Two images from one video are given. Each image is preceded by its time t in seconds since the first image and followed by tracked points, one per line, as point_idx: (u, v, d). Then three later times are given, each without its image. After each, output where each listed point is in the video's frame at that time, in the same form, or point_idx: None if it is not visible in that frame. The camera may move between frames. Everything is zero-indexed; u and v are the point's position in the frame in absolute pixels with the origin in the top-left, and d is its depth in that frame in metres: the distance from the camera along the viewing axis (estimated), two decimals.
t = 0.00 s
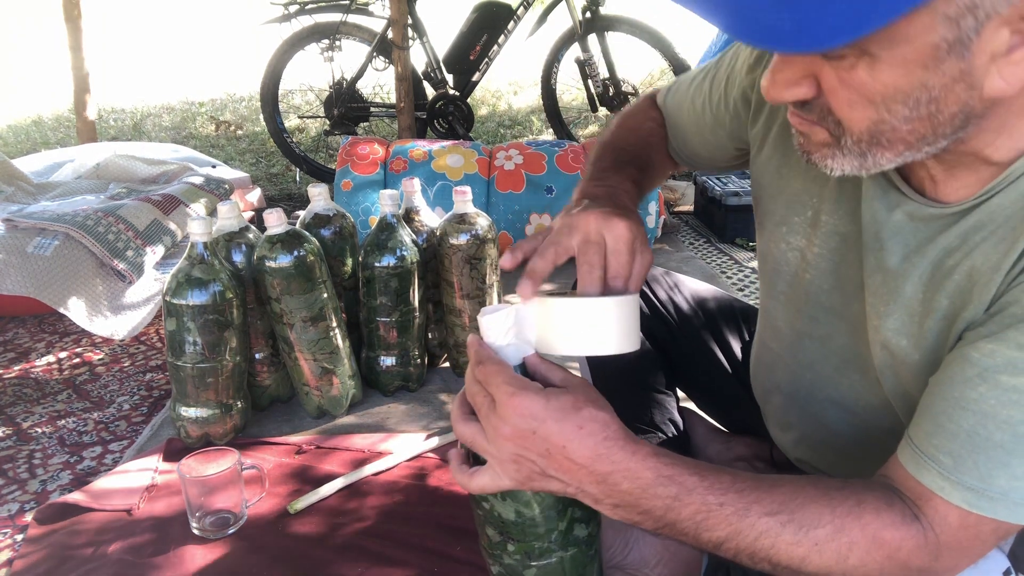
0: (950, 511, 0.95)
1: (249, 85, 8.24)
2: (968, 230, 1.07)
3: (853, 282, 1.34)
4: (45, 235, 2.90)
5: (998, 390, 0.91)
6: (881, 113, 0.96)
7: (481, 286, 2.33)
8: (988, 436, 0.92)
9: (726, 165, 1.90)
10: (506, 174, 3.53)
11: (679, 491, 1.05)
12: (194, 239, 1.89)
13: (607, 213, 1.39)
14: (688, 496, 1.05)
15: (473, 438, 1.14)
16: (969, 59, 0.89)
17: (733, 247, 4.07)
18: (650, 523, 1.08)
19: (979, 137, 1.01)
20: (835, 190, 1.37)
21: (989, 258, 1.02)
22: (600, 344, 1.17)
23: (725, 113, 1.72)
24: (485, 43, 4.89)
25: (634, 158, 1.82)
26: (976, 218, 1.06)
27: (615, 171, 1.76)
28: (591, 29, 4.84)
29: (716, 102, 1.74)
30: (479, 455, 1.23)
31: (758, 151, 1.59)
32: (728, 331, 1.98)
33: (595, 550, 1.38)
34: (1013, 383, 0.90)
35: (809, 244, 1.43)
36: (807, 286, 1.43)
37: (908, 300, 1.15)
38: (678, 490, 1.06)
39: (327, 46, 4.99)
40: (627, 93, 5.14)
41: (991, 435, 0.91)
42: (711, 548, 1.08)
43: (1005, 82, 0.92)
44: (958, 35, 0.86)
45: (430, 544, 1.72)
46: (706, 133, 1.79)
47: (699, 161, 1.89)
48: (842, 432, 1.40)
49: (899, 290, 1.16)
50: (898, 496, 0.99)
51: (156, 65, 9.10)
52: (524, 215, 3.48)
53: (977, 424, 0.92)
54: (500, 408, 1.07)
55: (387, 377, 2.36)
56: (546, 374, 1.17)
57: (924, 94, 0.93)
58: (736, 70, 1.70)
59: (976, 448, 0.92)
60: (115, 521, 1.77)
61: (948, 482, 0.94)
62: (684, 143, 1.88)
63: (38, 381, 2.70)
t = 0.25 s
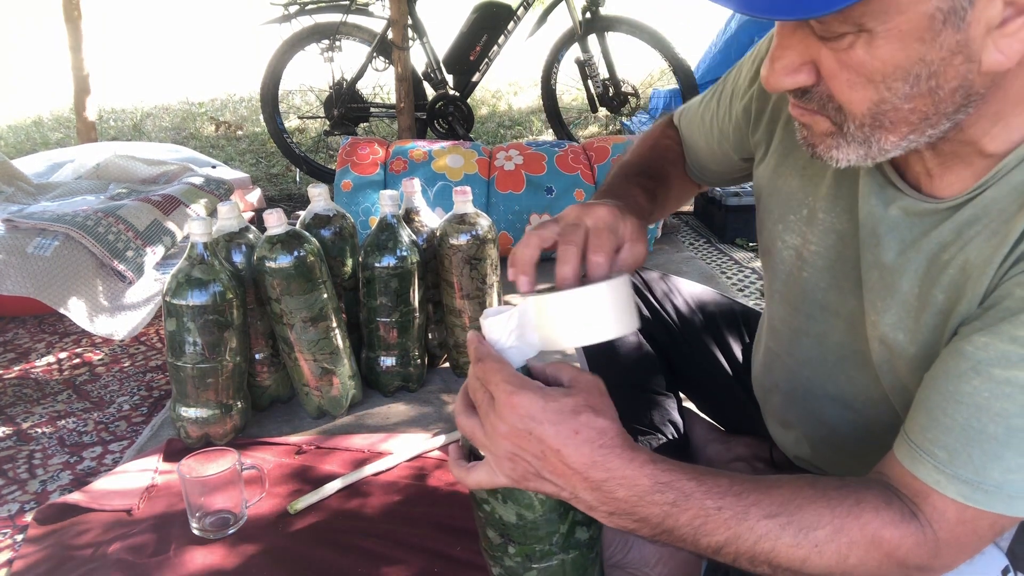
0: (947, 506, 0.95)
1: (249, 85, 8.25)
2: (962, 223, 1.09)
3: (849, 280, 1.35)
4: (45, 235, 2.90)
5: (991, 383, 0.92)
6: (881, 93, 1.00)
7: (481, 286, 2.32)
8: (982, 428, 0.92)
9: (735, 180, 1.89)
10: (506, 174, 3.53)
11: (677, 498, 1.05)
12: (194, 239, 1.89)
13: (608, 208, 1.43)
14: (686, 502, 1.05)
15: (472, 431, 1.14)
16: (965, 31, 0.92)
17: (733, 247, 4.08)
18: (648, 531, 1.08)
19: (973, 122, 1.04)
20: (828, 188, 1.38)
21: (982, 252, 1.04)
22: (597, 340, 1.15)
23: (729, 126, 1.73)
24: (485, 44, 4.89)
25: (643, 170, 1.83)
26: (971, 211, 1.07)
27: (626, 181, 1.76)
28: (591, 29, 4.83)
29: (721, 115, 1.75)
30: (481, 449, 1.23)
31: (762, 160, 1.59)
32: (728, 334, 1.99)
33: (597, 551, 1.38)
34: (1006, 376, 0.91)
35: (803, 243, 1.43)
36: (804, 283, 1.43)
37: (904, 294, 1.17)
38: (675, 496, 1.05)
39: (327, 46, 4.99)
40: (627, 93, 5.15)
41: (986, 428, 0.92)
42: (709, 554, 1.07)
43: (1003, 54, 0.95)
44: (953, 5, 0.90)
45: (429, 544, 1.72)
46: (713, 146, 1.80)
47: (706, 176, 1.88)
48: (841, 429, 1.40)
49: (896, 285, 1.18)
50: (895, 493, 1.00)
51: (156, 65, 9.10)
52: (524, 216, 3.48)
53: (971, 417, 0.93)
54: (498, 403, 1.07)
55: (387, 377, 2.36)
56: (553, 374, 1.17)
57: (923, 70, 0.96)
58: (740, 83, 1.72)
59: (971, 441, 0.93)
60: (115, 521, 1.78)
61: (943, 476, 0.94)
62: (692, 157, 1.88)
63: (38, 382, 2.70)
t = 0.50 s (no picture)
0: (941, 500, 0.95)
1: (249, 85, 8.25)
2: (958, 219, 1.09)
3: (848, 277, 1.35)
4: (45, 235, 2.90)
5: (986, 376, 0.93)
6: (882, 82, 1.03)
7: (481, 286, 2.32)
8: (977, 420, 0.93)
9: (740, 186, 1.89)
10: (506, 174, 3.53)
11: (669, 485, 1.04)
12: (194, 239, 1.89)
13: (588, 222, 1.47)
14: (678, 489, 1.04)
15: (466, 417, 1.12)
16: (963, 17, 0.94)
17: (733, 247, 4.09)
18: (639, 519, 1.07)
19: (973, 115, 1.06)
20: (827, 186, 1.38)
21: (977, 247, 1.05)
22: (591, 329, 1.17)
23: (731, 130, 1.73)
24: (485, 44, 4.89)
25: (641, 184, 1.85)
26: (966, 207, 1.08)
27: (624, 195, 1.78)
28: (592, 29, 4.83)
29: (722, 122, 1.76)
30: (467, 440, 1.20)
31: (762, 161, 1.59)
32: (727, 335, 1.98)
33: (605, 555, 1.38)
34: (1001, 368, 0.92)
35: (801, 241, 1.43)
36: (803, 281, 1.43)
37: (902, 290, 1.18)
38: (667, 484, 1.05)
39: (327, 46, 4.99)
40: (627, 93, 5.15)
41: (980, 420, 0.93)
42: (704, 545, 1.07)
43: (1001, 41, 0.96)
44: None
45: (428, 543, 1.71)
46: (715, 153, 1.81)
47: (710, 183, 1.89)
48: (840, 426, 1.40)
49: (893, 282, 1.19)
50: (889, 488, 1.00)
51: (156, 65, 9.10)
52: (524, 216, 3.48)
53: (966, 409, 0.94)
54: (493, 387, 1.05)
55: (387, 377, 2.36)
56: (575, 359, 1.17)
57: (923, 57, 0.98)
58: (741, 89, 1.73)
59: (965, 433, 0.94)
60: (114, 520, 1.78)
61: (937, 468, 0.95)
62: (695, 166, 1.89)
63: (38, 381, 2.70)
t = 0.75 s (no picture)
0: (942, 494, 0.97)
1: (249, 85, 8.24)
2: (959, 216, 1.10)
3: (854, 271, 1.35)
4: (45, 235, 2.89)
5: (986, 372, 0.95)
6: (874, 70, 1.06)
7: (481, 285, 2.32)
8: (977, 417, 0.95)
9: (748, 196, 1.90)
10: (506, 174, 3.53)
11: (675, 452, 1.07)
12: (194, 240, 1.89)
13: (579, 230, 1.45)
14: (684, 458, 1.07)
15: (472, 397, 1.15)
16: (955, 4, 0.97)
17: (732, 246, 4.09)
18: (645, 489, 1.08)
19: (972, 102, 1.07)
20: (836, 180, 1.38)
21: (979, 244, 1.06)
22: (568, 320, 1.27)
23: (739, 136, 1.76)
24: (485, 44, 4.89)
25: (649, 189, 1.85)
26: (968, 203, 1.09)
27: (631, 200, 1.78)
28: (591, 29, 4.82)
29: (727, 130, 1.78)
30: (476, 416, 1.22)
31: (768, 166, 1.60)
32: (729, 335, 1.98)
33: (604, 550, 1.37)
34: (1001, 365, 0.94)
35: (811, 234, 1.43)
36: (809, 274, 1.43)
37: (904, 284, 1.18)
38: (673, 452, 1.07)
39: (327, 46, 4.98)
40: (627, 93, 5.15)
41: (980, 418, 0.95)
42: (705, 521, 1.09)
43: (993, 29, 0.99)
44: None
45: (428, 543, 1.71)
46: (722, 160, 1.82)
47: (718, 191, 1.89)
48: (842, 420, 1.40)
49: (896, 276, 1.20)
50: (891, 479, 1.02)
51: (156, 65, 9.09)
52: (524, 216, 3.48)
53: (966, 407, 0.95)
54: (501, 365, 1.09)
55: (387, 377, 2.36)
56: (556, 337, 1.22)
57: (914, 45, 1.02)
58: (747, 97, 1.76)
59: (965, 430, 0.95)
60: (115, 520, 1.78)
61: (936, 464, 0.97)
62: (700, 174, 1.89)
63: (38, 382, 2.70)
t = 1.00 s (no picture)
0: (948, 491, 0.98)
1: (249, 85, 8.24)
2: (968, 208, 1.11)
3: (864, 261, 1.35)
4: (45, 235, 2.89)
5: (994, 369, 0.96)
6: (887, 51, 1.10)
7: (481, 286, 2.32)
8: (983, 414, 0.96)
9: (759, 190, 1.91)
10: (506, 174, 3.53)
11: (681, 436, 1.13)
12: (194, 239, 1.89)
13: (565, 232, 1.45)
14: (690, 442, 1.13)
15: (483, 388, 1.19)
16: None
17: (732, 246, 4.09)
18: (652, 472, 1.13)
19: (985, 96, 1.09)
20: (847, 170, 1.38)
21: (987, 238, 1.07)
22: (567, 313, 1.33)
23: (752, 132, 1.76)
24: (485, 44, 4.89)
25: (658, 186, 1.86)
26: (977, 195, 1.10)
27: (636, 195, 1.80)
28: (591, 29, 4.82)
29: (739, 124, 1.79)
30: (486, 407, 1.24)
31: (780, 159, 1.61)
32: (729, 335, 1.99)
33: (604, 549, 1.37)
34: (1008, 363, 0.95)
35: (823, 222, 1.43)
36: (819, 263, 1.44)
37: (911, 273, 1.19)
38: (679, 434, 1.14)
39: (327, 46, 4.99)
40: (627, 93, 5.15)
41: (987, 415, 0.96)
42: (708, 507, 1.11)
43: (1010, 13, 1.01)
44: None
45: (428, 543, 1.71)
46: (733, 155, 1.82)
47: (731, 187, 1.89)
48: (846, 412, 1.40)
49: (904, 265, 1.21)
50: (897, 474, 1.04)
51: (156, 65, 9.09)
52: (524, 216, 3.48)
53: (972, 404, 0.96)
54: (513, 352, 1.15)
55: (387, 377, 2.36)
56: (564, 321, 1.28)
57: (928, 25, 1.06)
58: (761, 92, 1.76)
59: (972, 427, 0.96)
60: (114, 520, 1.78)
61: (943, 461, 0.98)
62: (711, 170, 1.89)
63: (38, 382, 2.70)
